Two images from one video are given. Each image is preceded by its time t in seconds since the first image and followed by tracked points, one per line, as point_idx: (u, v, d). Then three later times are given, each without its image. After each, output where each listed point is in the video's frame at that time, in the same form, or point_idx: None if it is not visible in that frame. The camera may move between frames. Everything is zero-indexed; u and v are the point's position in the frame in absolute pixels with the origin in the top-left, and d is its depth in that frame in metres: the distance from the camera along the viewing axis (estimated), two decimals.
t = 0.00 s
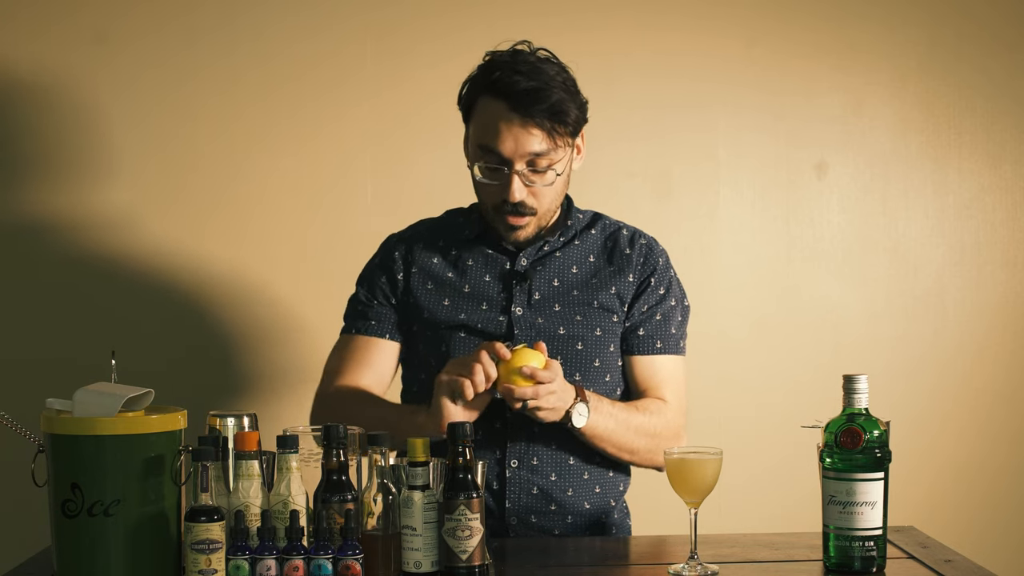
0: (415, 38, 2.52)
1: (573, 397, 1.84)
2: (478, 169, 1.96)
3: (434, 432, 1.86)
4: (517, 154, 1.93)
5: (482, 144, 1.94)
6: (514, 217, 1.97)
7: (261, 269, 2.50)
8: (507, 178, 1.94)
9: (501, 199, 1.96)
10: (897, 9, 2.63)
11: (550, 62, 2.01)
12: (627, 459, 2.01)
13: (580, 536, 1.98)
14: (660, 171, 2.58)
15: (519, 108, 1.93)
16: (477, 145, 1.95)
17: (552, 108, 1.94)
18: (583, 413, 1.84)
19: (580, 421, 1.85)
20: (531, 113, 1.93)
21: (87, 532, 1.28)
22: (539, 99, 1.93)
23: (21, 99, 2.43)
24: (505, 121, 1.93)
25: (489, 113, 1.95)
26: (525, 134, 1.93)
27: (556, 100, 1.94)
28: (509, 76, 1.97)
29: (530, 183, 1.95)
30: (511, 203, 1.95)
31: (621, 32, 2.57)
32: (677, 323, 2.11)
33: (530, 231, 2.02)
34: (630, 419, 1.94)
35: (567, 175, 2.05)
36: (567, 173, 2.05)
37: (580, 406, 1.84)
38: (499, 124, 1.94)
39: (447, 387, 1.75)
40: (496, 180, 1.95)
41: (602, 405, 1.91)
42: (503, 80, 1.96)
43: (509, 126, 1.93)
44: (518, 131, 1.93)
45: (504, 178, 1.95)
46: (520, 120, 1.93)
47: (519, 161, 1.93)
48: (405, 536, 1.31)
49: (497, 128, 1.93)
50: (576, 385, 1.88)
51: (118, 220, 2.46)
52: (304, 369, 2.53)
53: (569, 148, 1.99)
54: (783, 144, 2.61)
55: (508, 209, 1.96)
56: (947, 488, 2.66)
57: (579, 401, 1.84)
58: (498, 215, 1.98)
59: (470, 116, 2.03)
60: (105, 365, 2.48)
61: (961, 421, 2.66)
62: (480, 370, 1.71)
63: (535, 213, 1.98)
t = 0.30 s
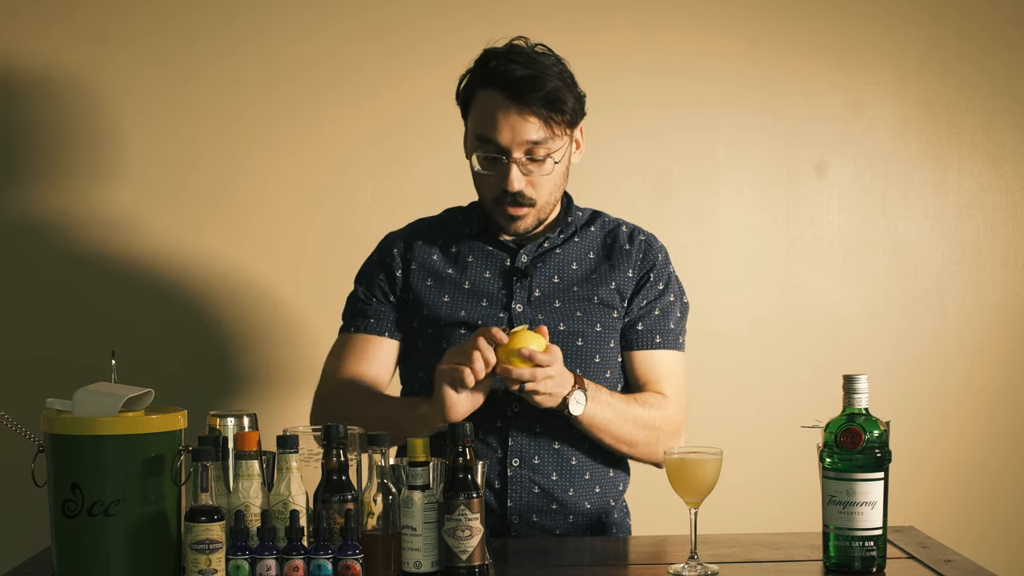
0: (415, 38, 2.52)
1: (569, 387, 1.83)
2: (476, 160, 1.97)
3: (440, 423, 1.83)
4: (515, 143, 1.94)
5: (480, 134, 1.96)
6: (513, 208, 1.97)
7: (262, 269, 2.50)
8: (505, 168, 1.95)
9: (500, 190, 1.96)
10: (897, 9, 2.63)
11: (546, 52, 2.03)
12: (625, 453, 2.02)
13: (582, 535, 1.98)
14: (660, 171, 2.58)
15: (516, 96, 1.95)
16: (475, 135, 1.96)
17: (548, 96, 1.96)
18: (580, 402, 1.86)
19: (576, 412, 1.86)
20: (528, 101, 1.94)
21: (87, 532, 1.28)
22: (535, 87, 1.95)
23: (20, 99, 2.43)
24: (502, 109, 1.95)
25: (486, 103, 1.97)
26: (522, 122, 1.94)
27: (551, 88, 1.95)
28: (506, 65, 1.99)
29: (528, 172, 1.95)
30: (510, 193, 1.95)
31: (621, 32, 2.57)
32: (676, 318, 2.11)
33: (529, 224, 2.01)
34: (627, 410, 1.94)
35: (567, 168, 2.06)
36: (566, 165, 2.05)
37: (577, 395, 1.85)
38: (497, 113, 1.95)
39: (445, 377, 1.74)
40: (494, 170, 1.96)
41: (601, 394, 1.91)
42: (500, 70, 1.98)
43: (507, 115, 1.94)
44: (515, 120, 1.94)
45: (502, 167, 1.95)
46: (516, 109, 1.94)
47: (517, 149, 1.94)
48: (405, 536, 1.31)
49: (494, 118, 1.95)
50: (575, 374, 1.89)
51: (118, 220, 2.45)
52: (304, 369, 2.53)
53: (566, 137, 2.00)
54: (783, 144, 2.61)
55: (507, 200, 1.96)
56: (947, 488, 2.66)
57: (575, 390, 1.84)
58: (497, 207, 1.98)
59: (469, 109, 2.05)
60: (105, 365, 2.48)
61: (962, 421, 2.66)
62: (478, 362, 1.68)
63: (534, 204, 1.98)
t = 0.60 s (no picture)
0: (415, 38, 2.52)
1: (578, 345, 1.83)
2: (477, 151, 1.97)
3: (461, 375, 1.83)
4: (516, 134, 1.95)
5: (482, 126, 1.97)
6: (515, 199, 1.97)
7: (262, 269, 2.50)
8: (506, 158, 1.95)
9: (501, 180, 1.96)
10: (897, 9, 2.63)
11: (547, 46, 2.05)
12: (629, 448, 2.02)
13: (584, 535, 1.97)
14: (660, 171, 2.58)
15: (516, 87, 1.96)
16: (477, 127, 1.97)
17: (549, 86, 1.96)
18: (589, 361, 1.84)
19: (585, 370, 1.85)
20: (529, 92, 1.95)
21: (87, 532, 1.28)
22: (535, 77, 1.96)
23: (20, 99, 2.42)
24: (503, 101, 1.96)
25: (488, 95, 1.98)
26: (523, 113, 1.95)
27: (552, 79, 1.96)
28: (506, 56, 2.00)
29: (529, 163, 1.95)
30: (511, 184, 1.95)
31: (621, 32, 2.57)
32: (672, 311, 2.11)
33: (531, 216, 2.02)
34: (631, 386, 1.93)
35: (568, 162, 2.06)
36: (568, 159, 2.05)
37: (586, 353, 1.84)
38: (498, 104, 1.97)
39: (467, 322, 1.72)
40: (495, 161, 1.96)
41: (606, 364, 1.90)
42: (501, 61, 1.99)
43: (508, 106, 1.96)
44: (516, 110, 1.95)
45: (504, 159, 1.95)
46: (517, 100, 1.96)
47: (518, 140, 1.94)
48: (405, 537, 1.31)
49: (495, 109, 1.96)
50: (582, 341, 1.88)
51: (118, 219, 2.45)
52: (304, 369, 2.53)
53: (568, 130, 2.01)
54: (783, 144, 2.61)
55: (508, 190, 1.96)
56: (947, 488, 2.66)
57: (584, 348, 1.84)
58: (498, 198, 1.98)
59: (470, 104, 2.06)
60: (105, 365, 2.47)
61: (961, 421, 2.66)
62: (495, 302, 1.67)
63: (536, 195, 1.98)
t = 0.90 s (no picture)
0: (415, 38, 2.52)
1: (578, 345, 1.83)
2: (476, 153, 1.97)
3: (458, 365, 1.80)
4: (515, 135, 1.94)
5: (482, 127, 1.96)
6: (515, 200, 1.97)
7: (262, 270, 2.50)
8: (506, 160, 1.95)
9: (501, 182, 1.96)
10: (897, 9, 2.63)
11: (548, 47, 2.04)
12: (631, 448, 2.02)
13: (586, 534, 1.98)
14: (660, 171, 2.58)
15: (517, 89, 1.96)
16: (477, 128, 1.97)
17: (549, 88, 1.96)
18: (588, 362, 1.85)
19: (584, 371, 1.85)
20: (529, 94, 1.95)
21: (87, 532, 1.28)
22: (535, 79, 1.96)
23: (20, 99, 2.42)
24: (503, 102, 1.96)
25: (487, 97, 1.98)
26: (522, 114, 1.95)
27: (553, 80, 1.96)
28: (507, 58, 2.00)
29: (529, 165, 1.95)
30: (511, 185, 1.95)
31: (621, 32, 2.57)
32: (674, 312, 2.11)
33: (532, 218, 2.02)
34: (631, 387, 1.93)
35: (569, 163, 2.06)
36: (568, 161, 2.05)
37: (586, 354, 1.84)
38: (497, 106, 1.96)
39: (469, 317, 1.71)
40: (495, 163, 1.96)
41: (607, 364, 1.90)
42: (500, 63, 1.99)
43: (508, 107, 1.95)
44: (516, 112, 1.95)
45: (503, 160, 1.95)
46: (517, 102, 1.95)
47: (518, 141, 1.94)
48: (405, 536, 1.31)
49: (495, 111, 1.96)
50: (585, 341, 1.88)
51: (118, 219, 2.45)
52: (304, 368, 2.53)
53: (568, 131, 2.01)
54: (783, 144, 2.61)
55: (508, 192, 1.96)
56: (946, 488, 2.66)
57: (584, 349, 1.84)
58: (498, 199, 1.98)
59: (470, 104, 2.06)
60: (105, 365, 2.47)
61: (961, 421, 2.66)
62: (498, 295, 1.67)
63: (535, 196, 1.98)
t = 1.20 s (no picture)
0: (415, 38, 2.52)
1: (582, 354, 1.83)
2: (475, 155, 1.97)
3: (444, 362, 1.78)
4: (514, 137, 1.94)
5: (481, 129, 1.96)
6: (514, 202, 1.97)
7: (261, 270, 2.50)
8: (505, 162, 1.94)
9: (500, 184, 1.96)
10: (897, 9, 2.63)
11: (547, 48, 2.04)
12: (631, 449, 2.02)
13: (585, 535, 1.97)
14: (660, 170, 2.58)
15: (516, 91, 1.96)
16: (475, 130, 1.97)
17: (548, 90, 1.96)
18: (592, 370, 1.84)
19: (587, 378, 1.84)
20: (528, 96, 1.95)
21: (87, 532, 1.28)
22: (534, 81, 1.96)
23: (19, 98, 2.42)
24: (502, 104, 1.96)
25: (486, 98, 1.98)
26: (521, 117, 1.95)
27: (551, 83, 1.96)
28: (505, 60, 2.00)
29: (528, 167, 1.95)
30: (510, 187, 1.95)
31: (621, 32, 2.57)
32: (676, 315, 2.11)
33: (530, 219, 2.02)
34: (635, 392, 1.92)
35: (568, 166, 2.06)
36: (568, 163, 2.05)
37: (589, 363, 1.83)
38: (496, 108, 1.96)
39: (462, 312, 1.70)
40: (493, 165, 1.95)
41: (611, 369, 1.90)
42: (500, 65, 1.99)
43: (506, 109, 1.95)
44: (514, 114, 1.95)
45: (502, 162, 1.95)
46: (515, 104, 1.95)
47: (517, 144, 1.94)
48: (405, 536, 1.31)
49: (494, 113, 1.96)
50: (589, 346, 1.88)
51: (118, 219, 2.45)
52: (304, 369, 2.53)
53: (566, 133, 2.01)
54: (783, 144, 2.61)
55: (507, 193, 1.96)
56: (946, 488, 2.66)
57: (587, 359, 1.83)
58: (497, 201, 1.98)
59: (470, 106, 2.06)
60: (105, 365, 2.47)
61: (961, 421, 2.66)
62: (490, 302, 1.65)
63: (535, 198, 1.98)
